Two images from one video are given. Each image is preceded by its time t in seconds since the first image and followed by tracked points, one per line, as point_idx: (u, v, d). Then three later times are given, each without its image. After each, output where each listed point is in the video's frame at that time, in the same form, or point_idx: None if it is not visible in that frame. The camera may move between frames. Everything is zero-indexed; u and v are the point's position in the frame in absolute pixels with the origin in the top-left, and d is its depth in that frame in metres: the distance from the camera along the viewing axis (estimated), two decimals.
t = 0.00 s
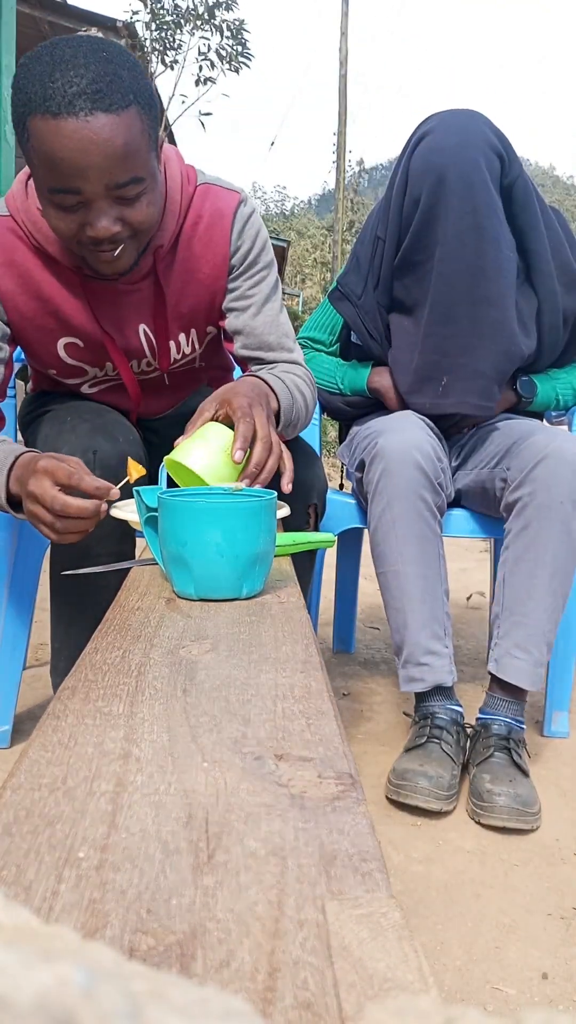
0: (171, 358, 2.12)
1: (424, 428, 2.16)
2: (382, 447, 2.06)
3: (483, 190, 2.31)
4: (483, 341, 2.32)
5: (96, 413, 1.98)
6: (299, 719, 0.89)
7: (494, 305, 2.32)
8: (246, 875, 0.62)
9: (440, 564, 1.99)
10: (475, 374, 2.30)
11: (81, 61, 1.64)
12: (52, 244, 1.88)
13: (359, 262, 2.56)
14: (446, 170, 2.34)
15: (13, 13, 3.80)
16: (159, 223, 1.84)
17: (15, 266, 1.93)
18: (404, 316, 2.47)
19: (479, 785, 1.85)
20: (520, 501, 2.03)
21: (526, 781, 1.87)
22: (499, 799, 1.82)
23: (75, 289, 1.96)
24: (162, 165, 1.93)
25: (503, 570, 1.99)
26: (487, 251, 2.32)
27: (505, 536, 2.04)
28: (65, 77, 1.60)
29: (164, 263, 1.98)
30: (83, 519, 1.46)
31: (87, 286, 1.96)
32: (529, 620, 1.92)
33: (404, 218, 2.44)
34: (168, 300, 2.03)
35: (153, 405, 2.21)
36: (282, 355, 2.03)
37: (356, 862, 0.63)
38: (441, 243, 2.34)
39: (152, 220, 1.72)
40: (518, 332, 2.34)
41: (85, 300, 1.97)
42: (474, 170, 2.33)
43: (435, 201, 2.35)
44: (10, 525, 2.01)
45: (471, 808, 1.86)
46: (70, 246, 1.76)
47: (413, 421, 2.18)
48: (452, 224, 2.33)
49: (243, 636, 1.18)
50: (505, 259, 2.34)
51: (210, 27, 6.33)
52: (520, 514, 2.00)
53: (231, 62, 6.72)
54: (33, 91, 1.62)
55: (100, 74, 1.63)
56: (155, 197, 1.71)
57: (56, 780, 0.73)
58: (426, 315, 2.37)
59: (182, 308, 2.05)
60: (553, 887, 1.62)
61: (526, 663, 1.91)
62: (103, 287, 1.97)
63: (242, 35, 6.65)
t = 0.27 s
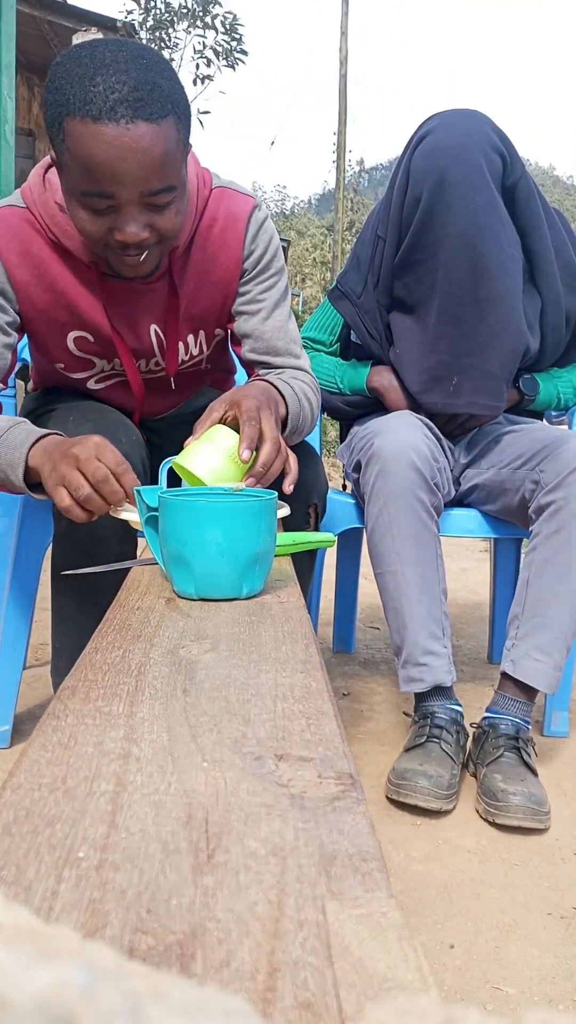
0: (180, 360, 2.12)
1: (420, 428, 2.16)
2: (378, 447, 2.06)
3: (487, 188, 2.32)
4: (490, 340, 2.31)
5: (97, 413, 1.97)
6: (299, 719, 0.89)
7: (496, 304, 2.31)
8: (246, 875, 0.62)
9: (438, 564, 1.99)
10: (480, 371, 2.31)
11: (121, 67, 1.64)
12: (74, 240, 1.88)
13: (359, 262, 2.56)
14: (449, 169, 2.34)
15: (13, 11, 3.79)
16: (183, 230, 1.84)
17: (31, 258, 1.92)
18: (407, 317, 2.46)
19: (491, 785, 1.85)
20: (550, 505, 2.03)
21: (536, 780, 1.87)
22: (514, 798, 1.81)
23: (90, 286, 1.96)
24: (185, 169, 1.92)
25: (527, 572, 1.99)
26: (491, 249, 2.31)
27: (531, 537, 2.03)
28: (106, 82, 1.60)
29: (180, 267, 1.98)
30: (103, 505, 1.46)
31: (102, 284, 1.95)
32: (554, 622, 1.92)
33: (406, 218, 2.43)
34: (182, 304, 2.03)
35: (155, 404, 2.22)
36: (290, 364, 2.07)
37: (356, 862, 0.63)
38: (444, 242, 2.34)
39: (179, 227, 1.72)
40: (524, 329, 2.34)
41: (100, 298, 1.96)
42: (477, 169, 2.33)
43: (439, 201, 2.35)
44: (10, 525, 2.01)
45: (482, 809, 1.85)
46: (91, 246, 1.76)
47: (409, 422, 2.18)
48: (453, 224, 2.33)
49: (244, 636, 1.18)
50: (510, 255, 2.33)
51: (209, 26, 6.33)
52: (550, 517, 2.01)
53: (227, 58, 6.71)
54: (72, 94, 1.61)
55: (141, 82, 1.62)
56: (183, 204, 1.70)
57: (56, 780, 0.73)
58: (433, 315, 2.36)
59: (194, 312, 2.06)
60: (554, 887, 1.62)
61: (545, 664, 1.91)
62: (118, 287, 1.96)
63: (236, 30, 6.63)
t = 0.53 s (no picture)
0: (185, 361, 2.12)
1: (415, 428, 2.16)
2: (373, 448, 2.06)
3: (481, 188, 2.34)
4: (481, 339, 2.31)
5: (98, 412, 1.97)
6: (299, 719, 0.89)
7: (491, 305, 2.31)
8: (246, 875, 0.61)
9: (435, 564, 1.99)
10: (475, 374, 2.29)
11: (141, 71, 1.63)
12: (83, 237, 1.88)
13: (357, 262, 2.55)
14: (445, 168, 2.35)
15: (13, 11, 3.79)
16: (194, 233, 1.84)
17: (40, 255, 1.92)
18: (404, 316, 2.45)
19: (491, 785, 1.85)
20: (548, 504, 2.03)
21: (536, 780, 1.86)
22: (514, 799, 1.81)
23: (97, 284, 1.96)
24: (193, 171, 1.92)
25: (524, 571, 1.99)
26: (483, 250, 2.33)
27: (530, 537, 2.03)
28: (126, 87, 1.60)
29: (187, 269, 1.98)
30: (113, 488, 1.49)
31: (109, 283, 1.95)
32: (551, 621, 1.92)
33: (402, 217, 2.44)
34: (189, 305, 2.03)
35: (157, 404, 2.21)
36: (294, 364, 2.08)
37: (356, 862, 0.63)
38: (440, 243, 2.35)
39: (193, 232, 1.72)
40: (517, 328, 2.34)
41: (107, 296, 1.96)
42: (473, 169, 2.35)
43: (434, 200, 2.36)
44: (10, 525, 2.01)
45: (483, 810, 1.85)
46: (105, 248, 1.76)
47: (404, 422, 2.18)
48: (449, 224, 2.34)
49: (244, 636, 1.17)
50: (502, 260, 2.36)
51: (208, 24, 6.32)
52: (548, 516, 2.01)
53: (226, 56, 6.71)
54: (92, 97, 1.61)
55: (161, 86, 1.62)
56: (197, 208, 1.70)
57: (56, 780, 0.73)
58: (425, 313, 2.37)
59: (201, 313, 2.06)
60: (554, 887, 1.62)
61: (544, 663, 1.91)
62: (125, 286, 1.96)
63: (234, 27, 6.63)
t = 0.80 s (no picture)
0: (186, 361, 2.12)
1: (409, 428, 2.16)
2: (366, 449, 2.06)
3: (479, 189, 2.34)
4: (477, 339, 2.31)
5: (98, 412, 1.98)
6: (299, 719, 0.89)
7: (488, 306, 2.32)
8: (246, 875, 0.61)
9: (431, 564, 1.99)
10: (470, 375, 2.29)
11: (150, 68, 1.64)
12: (85, 234, 1.88)
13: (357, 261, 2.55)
14: (444, 168, 2.35)
15: (13, 11, 3.79)
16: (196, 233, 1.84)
17: (42, 253, 1.92)
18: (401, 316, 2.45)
19: (491, 786, 1.85)
20: (547, 504, 2.03)
21: (536, 781, 1.86)
22: (513, 799, 1.81)
23: (99, 282, 1.96)
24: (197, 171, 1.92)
25: (523, 572, 1.99)
26: (481, 251, 2.34)
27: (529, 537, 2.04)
28: (135, 84, 1.60)
29: (188, 269, 1.99)
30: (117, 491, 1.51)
31: (111, 282, 1.95)
32: (551, 621, 1.92)
33: (401, 216, 2.44)
34: (190, 305, 2.03)
35: (157, 405, 2.21)
36: (296, 365, 2.09)
37: (356, 862, 0.63)
38: (440, 242, 2.36)
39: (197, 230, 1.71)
40: (512, 330, 2.33)
41: (109, 294, 1.96)
42: (472, 169, 2.35)
43: (434, 200, 2.36)
44: (10, 525, 2.01)
45: (483, 810, 1.85)
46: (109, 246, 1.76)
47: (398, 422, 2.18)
48: (448, 224, 2.34)
49: (244, 636, 1.17)
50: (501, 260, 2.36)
51: (208, 24, 6.33)
52: (547, 517, 2.01)
53: (226, 55, 6.71)
54: (101, 95, 1.62)
55: (170, 85, 1.62)
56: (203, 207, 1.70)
57: (56, 780, 0.73)
58: (421, 313, 2.37)
59: (202, 313, 2.06)
60: (554, 887, 1.62)
61: (543, 663, 1.91)
62: (127, 285, 1.96)
63: (233, 26, 6.63)
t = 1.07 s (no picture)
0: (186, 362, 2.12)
1: (404, 429, 2.16)
2: (362, 450, 2.07)
3: (480, 190, 2.34)
4: (477, 339, 2.31)
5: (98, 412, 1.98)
6: (299, 719, 0.89)
7: (488, 305, 2.32)
8: (246, 875, 0.62)
9: (428, 564, 1.99)
10: (471, 375, 2.29)
11: (151, 69, 1.64)
12: (85, 236, 1.88)
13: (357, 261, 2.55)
14: (444, 169, 2.36)
15: (13, 12, 3.80)
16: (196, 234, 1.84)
17: (42, 255, 1.92)
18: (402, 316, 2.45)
19: (491, 787, 1.85)
20: (547, 505, 2.04)
21: (536, 782, 1.86)
22: (512, 801, 1.81)
23: (99, 283, 1.96)
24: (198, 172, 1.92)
25: (524, 572, 1.99)
26: (481, 251, 2.33)
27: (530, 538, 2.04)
28: (136, 84, 1.60)
29: (189, 269, 1.99)
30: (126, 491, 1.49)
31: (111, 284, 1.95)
32: (551, 621, 1.92)
33: (402, 217, 2.44)
34: (191, 305, 2.03)
35: (157, 406, 2.21)
36: (297, 365, 2.09)
37: (356, 862, 0.63)
38: (439, 242, 2.36)
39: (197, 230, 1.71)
40: (513, 330, 2.34)
41: (109, 295, 1.96)
42: (472, 169, 2.35)
43: (434, 201, 2.37)
44: (10, 526, 2.01)
45: (483, 812, 1.85)
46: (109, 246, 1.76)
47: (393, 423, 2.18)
48: (448, 224, 2.34)
49: (244, 636, 1.18)
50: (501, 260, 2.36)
51: (208, 25, 6.33)
52: (548, 518, 2.01)
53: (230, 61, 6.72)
54: (102, 95, 1.62)
55: (171, 85, 1.62)
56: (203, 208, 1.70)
57: (56, 780, 0.73)
58: (421, 313, 2.37)
59: (203, 314, 2.06)
60: (554, 887, 1.62)
61: (543, 664, 1.91)
62: (127, 286, 1.96)
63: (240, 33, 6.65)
